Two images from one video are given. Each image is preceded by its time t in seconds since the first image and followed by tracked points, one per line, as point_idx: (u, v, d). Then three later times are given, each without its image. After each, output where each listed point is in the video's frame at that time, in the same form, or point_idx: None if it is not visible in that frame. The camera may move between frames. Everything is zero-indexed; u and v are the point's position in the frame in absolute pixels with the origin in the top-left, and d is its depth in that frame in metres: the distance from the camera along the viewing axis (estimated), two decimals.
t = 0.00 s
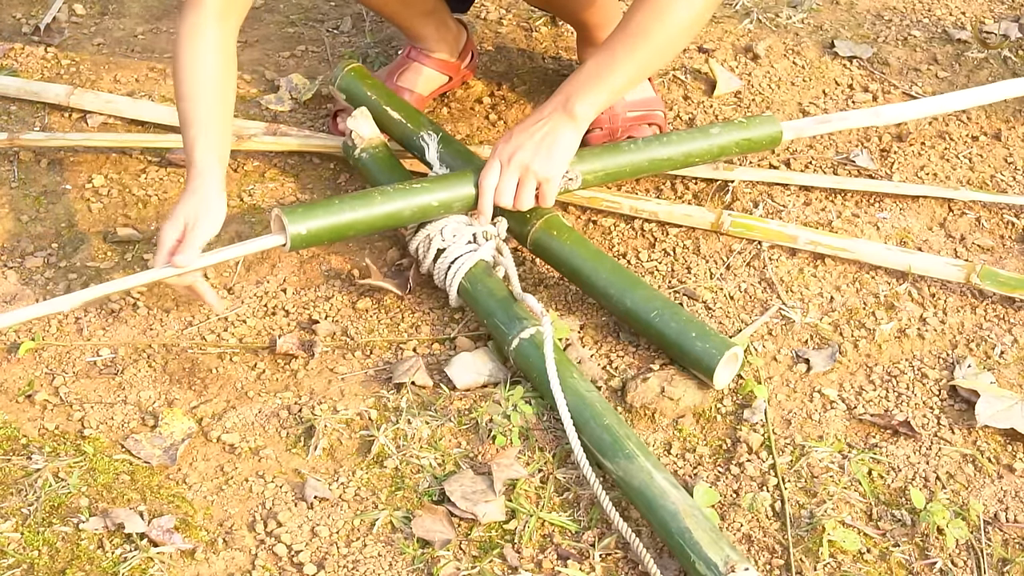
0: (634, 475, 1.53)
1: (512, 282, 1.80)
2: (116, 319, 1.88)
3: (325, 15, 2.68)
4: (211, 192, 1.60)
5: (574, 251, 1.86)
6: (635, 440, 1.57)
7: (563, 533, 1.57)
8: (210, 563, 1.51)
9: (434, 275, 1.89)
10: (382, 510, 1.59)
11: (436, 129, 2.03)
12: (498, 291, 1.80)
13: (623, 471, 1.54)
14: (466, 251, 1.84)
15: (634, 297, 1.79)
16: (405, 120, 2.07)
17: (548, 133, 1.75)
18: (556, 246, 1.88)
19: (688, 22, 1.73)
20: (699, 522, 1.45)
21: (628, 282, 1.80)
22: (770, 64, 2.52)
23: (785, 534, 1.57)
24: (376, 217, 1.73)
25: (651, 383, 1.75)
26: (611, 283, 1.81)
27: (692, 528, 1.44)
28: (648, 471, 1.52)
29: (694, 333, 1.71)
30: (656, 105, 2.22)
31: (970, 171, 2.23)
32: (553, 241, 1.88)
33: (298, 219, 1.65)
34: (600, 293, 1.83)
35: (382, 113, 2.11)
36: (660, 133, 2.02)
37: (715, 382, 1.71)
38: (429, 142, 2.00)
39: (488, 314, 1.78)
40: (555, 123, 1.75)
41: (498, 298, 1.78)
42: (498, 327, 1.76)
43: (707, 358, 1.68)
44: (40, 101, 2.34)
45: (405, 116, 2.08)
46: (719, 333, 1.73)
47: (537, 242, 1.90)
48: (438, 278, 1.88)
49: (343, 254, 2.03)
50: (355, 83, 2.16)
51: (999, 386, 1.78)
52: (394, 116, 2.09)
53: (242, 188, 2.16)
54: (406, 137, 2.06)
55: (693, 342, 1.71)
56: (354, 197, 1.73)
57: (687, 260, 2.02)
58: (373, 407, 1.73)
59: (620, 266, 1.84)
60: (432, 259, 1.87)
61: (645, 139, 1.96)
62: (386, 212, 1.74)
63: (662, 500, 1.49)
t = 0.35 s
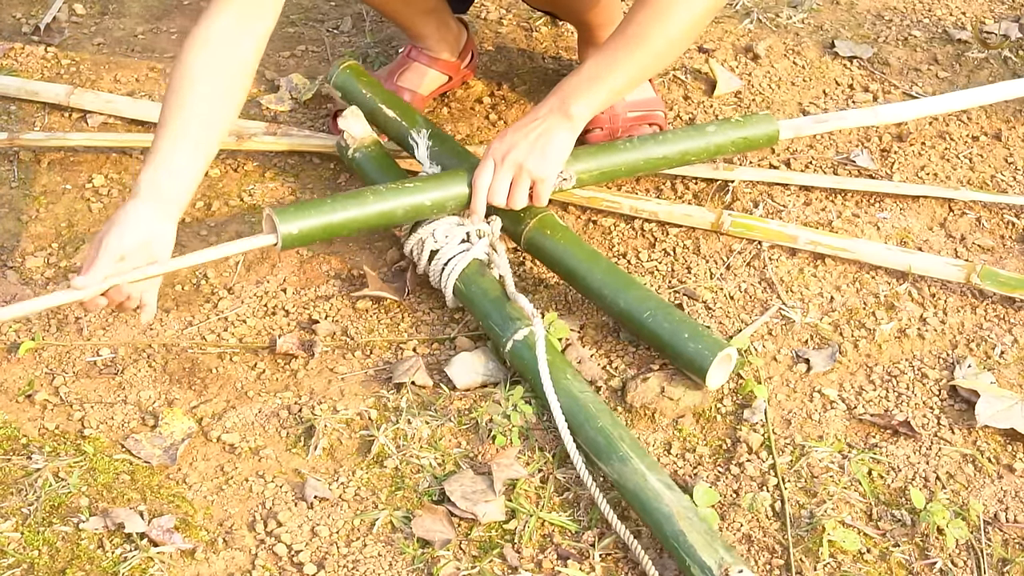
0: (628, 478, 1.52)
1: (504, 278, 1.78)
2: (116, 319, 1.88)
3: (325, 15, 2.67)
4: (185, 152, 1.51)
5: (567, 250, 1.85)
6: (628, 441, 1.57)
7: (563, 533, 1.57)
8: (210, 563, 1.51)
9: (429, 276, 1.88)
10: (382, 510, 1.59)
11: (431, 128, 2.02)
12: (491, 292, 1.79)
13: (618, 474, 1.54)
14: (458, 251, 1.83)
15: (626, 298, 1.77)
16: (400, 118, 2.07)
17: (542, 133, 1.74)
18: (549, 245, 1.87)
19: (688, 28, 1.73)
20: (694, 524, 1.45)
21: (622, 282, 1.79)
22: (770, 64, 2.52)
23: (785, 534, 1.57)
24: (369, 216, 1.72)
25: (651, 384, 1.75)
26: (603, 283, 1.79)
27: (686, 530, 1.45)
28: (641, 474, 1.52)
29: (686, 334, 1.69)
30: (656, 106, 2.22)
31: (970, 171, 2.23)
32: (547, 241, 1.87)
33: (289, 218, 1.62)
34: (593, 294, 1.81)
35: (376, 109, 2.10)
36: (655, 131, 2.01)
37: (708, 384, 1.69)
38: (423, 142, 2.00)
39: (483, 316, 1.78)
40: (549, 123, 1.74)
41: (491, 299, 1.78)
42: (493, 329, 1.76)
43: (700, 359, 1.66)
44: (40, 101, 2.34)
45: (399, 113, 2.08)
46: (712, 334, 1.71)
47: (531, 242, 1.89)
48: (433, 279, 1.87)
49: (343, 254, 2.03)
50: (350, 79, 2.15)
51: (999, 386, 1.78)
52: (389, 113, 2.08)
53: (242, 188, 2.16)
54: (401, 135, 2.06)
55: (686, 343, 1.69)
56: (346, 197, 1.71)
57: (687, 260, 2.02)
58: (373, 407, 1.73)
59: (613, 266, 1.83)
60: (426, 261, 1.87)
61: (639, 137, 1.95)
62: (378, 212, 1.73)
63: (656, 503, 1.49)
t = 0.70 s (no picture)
0: (610, 490, 1.52)
1: (475, 279, 1.74)
2: (116, 319, 1.88)
3: (325, 15, 2.68)
4: (165, 119, 1.51)
5: (544, 242, 1.81)
6: (607, 449, 1.55)
7: (563, 533, 1.57)
8: (210, 563, 1.51)
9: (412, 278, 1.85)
10: (382, 510, 1.59)
11: (395, 110, 1.99)
12: (469, 297, 1.76)
13: (600, 486, 1.54)
14: (432, 257, 1.79)
15: (607, 293, 1.74)
16: (362, 100, 2.03)
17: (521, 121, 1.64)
18: (526, 238, 1.83)
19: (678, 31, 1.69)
20: (674, 534, 1.45)
21: (601, 277, 1.76)
22: (770, 64, 2.52)
23: (785, 534, 1.57)
24: (331, 204, 1.65)
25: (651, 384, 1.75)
26: (584, 276, 1.76)
27: (667, 543, 1.45)
28: (621, 486, 1.51)
29: (670, 331, 1.68)
30: (656, 106, 2.24)
31: (970, 171, 2.23)
32: (523, 233, 1.83)
33: (249, 202, 1.55)
34: (572, 289, 1.78)
35: (339, 92, 2.07)
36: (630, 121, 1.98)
37: (691, 380, 1.69)
38: (388, 126, 1.96)
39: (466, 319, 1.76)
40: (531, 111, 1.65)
41: (469, 303, 1.75)
42: (475, 335, 1.74)
43: (682, 358, 1.66)
44: (40, 101, 2.34)
45: (361, 94, 2.04)
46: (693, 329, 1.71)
47: (507, 233, 1.86)
48: (416, 283, 1.84)
49: (343, 254, 2.03)
50: (310, 61, 2.10)
51: (999, 386, 1.78)
52: (351, 96, 2.04)
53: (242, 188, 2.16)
54: (365, 118, 2.02)
55: (668, 342, 1.68)
56: (306, 184, 1.63)
57: (687, 260, 2.02)
58: (373, 407, 1.73)
59: (592, 259, 1.80)
60: (407, 265, 1.84)
61: (611, 129, 1.91)
62: (341, 199, 1.65)
63: (637, 515, 1.49)
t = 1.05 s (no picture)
0: (605, 497, 1.51)
1: (468, 290, 1.73)
2: (116, 319, 1.88)
3: (325, 15, 2.68)
4: None
5: (525, 273, 1.78)
6: (602, 457, 1.54)
7: (563, 533, 1.57)
8: (210, 563, 1.51)
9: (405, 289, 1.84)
10: (382, 510, 1.59)
11: (413, 131, 2.00)
12: (463, 305, 1.75)
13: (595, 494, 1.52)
14: (424, 266, 1.78)
15: (576, 330, 1.70)
16: (384, 117, 2.04)
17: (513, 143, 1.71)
18: (509, 266, 1.79)
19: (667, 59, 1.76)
20: (670, 541, 1.44)
21: (573, 313, 1.72)
22: (770, 64, 2.52)
23: (785, 534, 1.57)
24: (326, 235, 1.70)
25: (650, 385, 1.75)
26: (555, 311, 1.73)
27: (664, 550, 1.44)
28: (617, 493, 1.50)
29: (628, 376, 1.64)
30: (659, 110, 2.24)
31: (970, 171, 2.23)
32: (506, 259, 1.80)
33: (244, 237, 1.62)
34: (544, 321, 1.75)
35: (362, 107, 2.08)
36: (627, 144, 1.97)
37: (644, 429, 1.65)
38: (404, 145, 1.97)
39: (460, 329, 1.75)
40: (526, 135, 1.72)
41: (465, 310, 1.74)
42: (469, 345, 1.73)
43: (637, 405, 1.61)
44: (40, 101, 2.34)
45: (385, 111, 2.05)
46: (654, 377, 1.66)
47: (492, 259, 1.82)
48: (409, 293, 1.83)
49: (343, 254, 2.03)
50: (342, 74, 2.13)
51: (999, 386, 1.78)
52: (374, 112, 2.05)
53: (242, 188, 2.16)
54: (381, 135, 2.03)
55: (627, 386, 1.63)
56: (303, 216, 1.70)
57: (687, 260, 2.02)
58: (373, 408, 1.73)
59: (569, 294, 1.76)
60: (399, 276, 1.82)
61: (608, 152, 1.91)
62: (336, 231, 1.71)
63: (632, 523, 1.47)
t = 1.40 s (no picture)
0: (608, 496, 1.51)
1: (475, 289, 1.74)
2: (115, 319, 1.88)
3: (325, 15, 2.68)
4: None
5: (531, 274, 1.78)
6: (606, 456, 1.54)
7: (563, 533, 1.57)
8: (210, 563, 1.51)
9: (409, 290, 1.86)
10: (382, 510, 1.59)
11: (428, 132, 1.97)
12: (469, 305, 1.75)
13: (598, 492, 1.52)
14: (431, 264, 1.80)
15: (580, 332, 1.70)
16: (401, 119, 2.02)
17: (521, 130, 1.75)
18: (517, 267, 1.79)
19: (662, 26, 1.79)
20: (674, 540, 1.44)
21: (577, 315, 1.72)
22: (770, 64, 2.52)
23: (785, 534, 1.57)
24: (336, 238, 1.70)
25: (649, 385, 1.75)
26: (560, 312, 1.73)
27: (668, 549, 1.43)
28: (621, 491, 1.50)
29: (629, 378, 1.64)
30: (661, 111, 2.25)
31: (970, 171, 2.23)
32: (512, 261, 1.80)
33: (254, 239, 1.63)
34: (547, 323, 1.75)
35: (379, 109, 2.06)
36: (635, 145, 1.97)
37: (643, 432, 1.65)
38: (417, 147, 1.96)
39: (462, 329, 1.76)
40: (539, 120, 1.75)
41: (470, 309, 1.75)
42: (472, 344, 1.73)
43: (636, 407, 1.61)
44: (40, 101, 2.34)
45: (400, 112, 2.03)
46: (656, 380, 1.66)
47: (500, 260, 1.82)
48: (413, 293, 1.85)
49: (342, 254, 2.03)
50: (361, 75, 2.11)
51: (999, 386, 1.78)
52: (390, 114, 2.03)
53: (242, 188, 2.16)
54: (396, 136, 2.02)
55: (627, 388, 1.63)
56: (313, 219, 1.69)
57: (687, 260, 2.02)
58: (373, 407, 1.73)
59: (575, 296, 1.76)
60: (404, 275, 1.84)
61: (617, 153, 1.90)
62: (345, 233, 1.71)
63: (635, 522, 1.47)
